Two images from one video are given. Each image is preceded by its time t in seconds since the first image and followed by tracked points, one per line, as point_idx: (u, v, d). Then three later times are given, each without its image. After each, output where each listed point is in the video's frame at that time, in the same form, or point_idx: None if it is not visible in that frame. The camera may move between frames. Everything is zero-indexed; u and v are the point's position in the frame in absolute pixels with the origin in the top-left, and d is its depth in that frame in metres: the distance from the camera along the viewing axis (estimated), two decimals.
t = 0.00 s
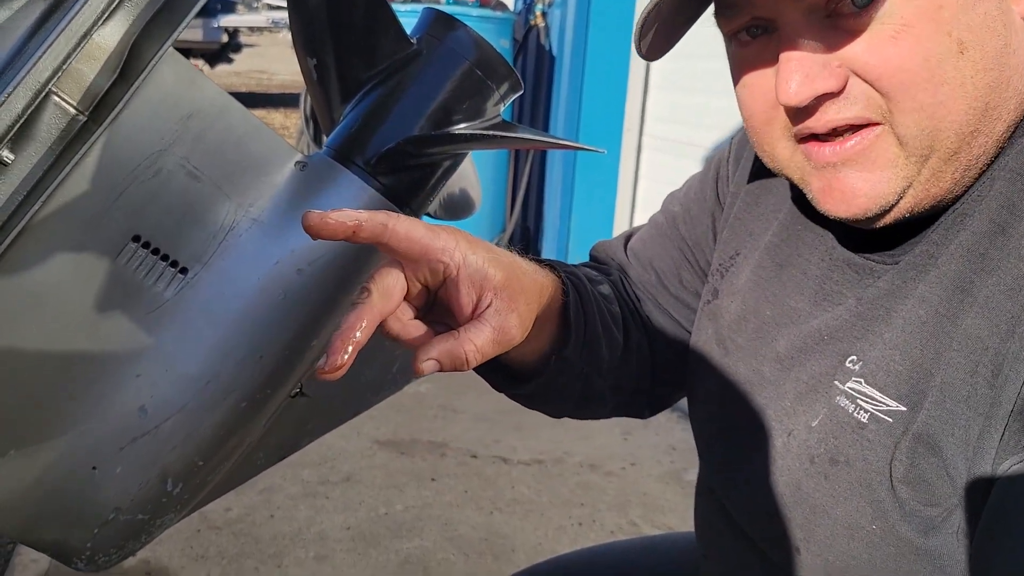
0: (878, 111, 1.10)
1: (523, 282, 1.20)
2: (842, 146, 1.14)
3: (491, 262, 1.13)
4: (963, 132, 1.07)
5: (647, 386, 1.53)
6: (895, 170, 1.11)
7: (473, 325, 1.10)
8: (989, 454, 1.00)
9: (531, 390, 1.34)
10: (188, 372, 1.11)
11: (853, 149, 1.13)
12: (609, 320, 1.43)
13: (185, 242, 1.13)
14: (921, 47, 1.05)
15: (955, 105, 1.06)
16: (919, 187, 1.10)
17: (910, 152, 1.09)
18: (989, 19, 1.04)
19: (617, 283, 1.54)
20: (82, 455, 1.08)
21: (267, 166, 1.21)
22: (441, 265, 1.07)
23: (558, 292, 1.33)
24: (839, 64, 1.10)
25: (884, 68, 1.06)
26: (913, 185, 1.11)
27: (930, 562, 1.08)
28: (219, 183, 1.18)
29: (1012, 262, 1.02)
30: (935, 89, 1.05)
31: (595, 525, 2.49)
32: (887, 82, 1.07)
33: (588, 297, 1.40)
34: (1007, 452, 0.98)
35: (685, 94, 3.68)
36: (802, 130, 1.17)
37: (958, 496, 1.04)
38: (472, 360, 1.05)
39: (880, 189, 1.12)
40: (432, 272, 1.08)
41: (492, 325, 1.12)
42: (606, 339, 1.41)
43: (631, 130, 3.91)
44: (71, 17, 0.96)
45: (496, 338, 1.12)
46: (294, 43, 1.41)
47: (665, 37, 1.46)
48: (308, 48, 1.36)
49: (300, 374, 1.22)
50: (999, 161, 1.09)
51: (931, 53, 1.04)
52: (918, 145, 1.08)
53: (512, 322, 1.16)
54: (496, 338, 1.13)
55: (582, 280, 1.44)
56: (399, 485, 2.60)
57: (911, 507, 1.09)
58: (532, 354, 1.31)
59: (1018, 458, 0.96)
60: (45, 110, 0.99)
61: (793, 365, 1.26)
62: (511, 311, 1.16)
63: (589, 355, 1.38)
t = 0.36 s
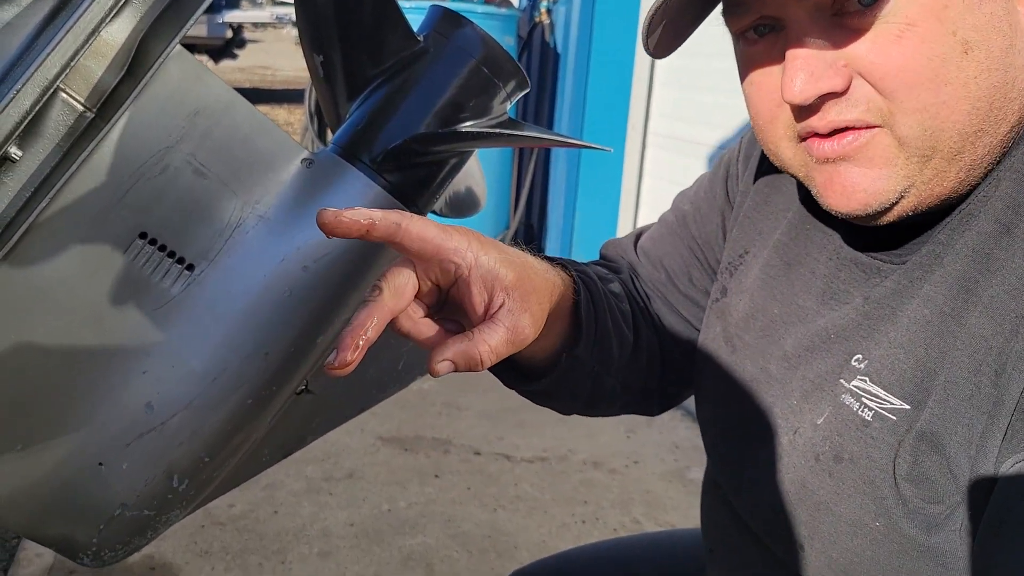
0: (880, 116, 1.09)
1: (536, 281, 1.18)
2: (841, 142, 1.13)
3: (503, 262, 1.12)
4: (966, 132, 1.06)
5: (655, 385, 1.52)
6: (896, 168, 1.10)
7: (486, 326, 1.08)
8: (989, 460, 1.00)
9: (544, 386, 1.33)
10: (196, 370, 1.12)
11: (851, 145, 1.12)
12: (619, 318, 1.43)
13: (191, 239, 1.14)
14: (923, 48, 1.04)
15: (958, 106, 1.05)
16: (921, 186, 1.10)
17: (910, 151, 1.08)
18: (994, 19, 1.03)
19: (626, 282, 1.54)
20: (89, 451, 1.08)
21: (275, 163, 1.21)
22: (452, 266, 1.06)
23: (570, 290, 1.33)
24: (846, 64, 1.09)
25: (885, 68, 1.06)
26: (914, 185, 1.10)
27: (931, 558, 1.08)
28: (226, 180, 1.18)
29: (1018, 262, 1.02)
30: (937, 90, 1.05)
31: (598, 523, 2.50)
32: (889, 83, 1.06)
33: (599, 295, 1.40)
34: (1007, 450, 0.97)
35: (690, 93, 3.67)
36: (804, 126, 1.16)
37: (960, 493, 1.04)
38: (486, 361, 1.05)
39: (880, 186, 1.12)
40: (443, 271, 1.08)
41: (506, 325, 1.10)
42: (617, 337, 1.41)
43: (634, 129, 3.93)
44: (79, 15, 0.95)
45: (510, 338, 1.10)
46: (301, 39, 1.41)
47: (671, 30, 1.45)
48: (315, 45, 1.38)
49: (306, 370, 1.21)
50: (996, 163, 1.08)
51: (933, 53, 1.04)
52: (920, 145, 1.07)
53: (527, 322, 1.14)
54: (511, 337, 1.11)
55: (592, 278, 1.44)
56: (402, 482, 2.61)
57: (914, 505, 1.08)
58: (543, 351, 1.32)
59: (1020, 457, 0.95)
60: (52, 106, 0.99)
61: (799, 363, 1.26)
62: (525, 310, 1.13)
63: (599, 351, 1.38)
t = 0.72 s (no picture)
0: (847, 116, 1.11)
1: (543, 269, 1.17)
2: (824, 151, 1.15)
3: (510, 249, 1.11)
4: (938, 127, 1.07)
5: (665, 379, 1.53)
6: (878, 165, 1.12)
7: (494, 311, 1.07)
8: (989, 458, 0.99)
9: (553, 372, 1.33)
10: (205, 368, 1.14)
11: (832, 149, 1.14)
12: (628, 312, 1.43)
13: (201, 240, 1.15)
14: (886, 48, 1.06)
15: (927, 102, 1.06)
16: (907, 180, 1.11)
17: (885, 146, 1.10)
18: (962, 17, 1.03)
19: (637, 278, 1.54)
20: (101, 449, 1.10)
21: (285, 162, 1.23)
22: (459, 250, 1.06)
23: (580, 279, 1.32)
24: (819, 65, 1.11)
25: (852, 66, 1.08)
26: (900, 180, 1.11)
27: (937, 551, 1.08)
28: (236, 179, 1.19)
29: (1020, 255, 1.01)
30: (903, 89, 1.06)
31: (605, 522, 2.50)
32: (854, 84, 1.08)
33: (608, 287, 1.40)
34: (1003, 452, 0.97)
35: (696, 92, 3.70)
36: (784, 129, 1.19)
37: (962, 485, 1.05)
38: (494, 345, 1.03)
39: (870, 184, 1.13)
40: (449, 253, 1.07)
41: (512, 311, 1.09)
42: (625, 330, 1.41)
43: (643, 129, 3.93)
44: (91, 16, 0.95)
45: (517, 324, 1.09)
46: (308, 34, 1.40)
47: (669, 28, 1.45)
48: (323, 46, 1.37)
49: (315, 367, 1.24)
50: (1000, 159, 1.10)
51: (897, 52, 1.05)
52: (895, 142, 1.09)
53: (533, 309, 1.12)
54: (517, 323, 1.09)
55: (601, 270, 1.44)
56: (410, 481, 2.61)
57: (917, 499, 1.09)
58: (551, 338, 1.31)
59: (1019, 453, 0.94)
60: (65, 105, 1.00)
61: (807, 359, 1.26)
62: (531, 297, 1.12)
63: (607, 340, 1.38)
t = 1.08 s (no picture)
0: (859, 113, 1.09)
1: (549, 277, 1.17)
2: (829, 138, 1.12)
3: (516, 258, 1.11)
4: (945, 129, 1.05)
5: (671, 381, 1.52)
6: (880, 160, 1.11)
7: (501, 319, 1.06)
8: (988, 458, 0.99)
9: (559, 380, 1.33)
10: (213, 367, 1.14)
11: (841, 140, 1.11)
12: (634, 315, 1.43)
13: (207, 240, 1.15)
14: (897, 49, 1.02)
15: (936, 104, 1.03)
16: (906, 181, 1.10)
17: (893, 144, 1.08)
18: (969, 20, 1.01)
19: (643, 282, 1.54)
20: (109, 448, 1.10)
21: (293, 161, 1.24)
22: (464, 260, 1.06)
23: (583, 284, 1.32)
24: (824, 67, 1.08)
25: (859, 69, 1.04)
26: (900, 179, 1.10)
27: (936, 552, 1.07)
28: (244, 179, 1.19)
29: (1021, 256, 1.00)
30: (911, 92, 1.03)
31: (611, 523, 2.49)
32: (861, 85, 1.05)
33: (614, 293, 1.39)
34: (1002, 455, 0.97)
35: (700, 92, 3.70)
36: (790, 130, 1.18)
37: (962, 487, 1.04)
38: (501, 354, 1.02)
39: (869, 179, 1.12)
40: (455, 262, 1.07)
41: (519, 319, 1.09)
42: (631, 331, 1.41)
43: (649, 126, 3.93)
44: (99, 16, 0.95)
45: (524, 332, 1.08)
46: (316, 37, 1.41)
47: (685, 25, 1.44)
48: (331, 47, 1.38)
49: (321, 368, 1.24)
50: (1002, 160, 1.08)
51: (906, 54, 1.02)
52: (902, 141, 1.07)
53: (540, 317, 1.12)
54: (524, 331, 1.08)
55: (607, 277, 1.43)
56: (416, 481, 2.61)
57: (917, 499, 1.07)
58: (557, 345, 1.31)
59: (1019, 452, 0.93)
60: (73, 106, 0.99)
61: (809, 361, 1.26)
62: (538, 304, 1.12)
63: (614, 346, 1.38)
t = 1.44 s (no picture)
0: (859, 112, 1.08)
1: (548, 289, 1.15)
2: (830, 151, 1.12)
3: (513, 272, 1.09)
4: (948, 128, 1.04)
5: (676, 385, 1.51)
6: (887, 169, 1.09)
7: (499, 334, 1.05)
8: (994, 464, 0.97)
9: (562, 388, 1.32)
10: (214, 370, 1.13)
11: (841, 152, 1.11)
12: (636, 323, 1.42)
13: (209, 241, 1.14)
14: (894, 47, 1.02)
15: (938, 102, 1.02)
16: (913, 186, 1.08)
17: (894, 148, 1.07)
18: (972, 14, 0.99)
19: (644, 286, 1.53)
20: (111, 452, 1.09)
21: (296, 161, 1.23)
22: (459, 275, 1.05)
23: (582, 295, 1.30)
24: (824, 64, 1.08)
25: (859, 66, 1.04)
26: (908, 185, 1.08)
27: (942, 561, 1.06)
28: (246, 180, 1.19)
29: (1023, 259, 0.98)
30: (911, 88, 1.03)
31: (619, 523, 2.48)
32: (862, 82, 1.05)
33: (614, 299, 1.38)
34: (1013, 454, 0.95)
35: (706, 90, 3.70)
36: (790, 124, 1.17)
37: (969, 495, 1.02)
38: (500, 370, 1.01)
39: (876, 190, 1.10)
40: (450, 278, 1.05)
41: (517, 334, 1.07)
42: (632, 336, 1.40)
43: (655, 126, 3.92)
44: (98, 16, 0.94)
45: (522, 347, 1.07)
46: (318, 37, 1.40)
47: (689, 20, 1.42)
48: (333, 47, 1.37)
49: (325, 370, 1.23)
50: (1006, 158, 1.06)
51: (906, 50, 1.02)
52: (904, 143, 1.06)
53: (539, 331, 1.10)
54: (523, 345, 1.07)
55: (609, 284, 1.41)
56: (423, 482, 2.60)
57: (923, 507, 1.06)
58: (559, 355, 1.29)
59: None
60: (72, 107, 0.98)
61: (815, 366, 1.24)
62: (537, 318, 1.10)
63: (615, 355, 1.36)
